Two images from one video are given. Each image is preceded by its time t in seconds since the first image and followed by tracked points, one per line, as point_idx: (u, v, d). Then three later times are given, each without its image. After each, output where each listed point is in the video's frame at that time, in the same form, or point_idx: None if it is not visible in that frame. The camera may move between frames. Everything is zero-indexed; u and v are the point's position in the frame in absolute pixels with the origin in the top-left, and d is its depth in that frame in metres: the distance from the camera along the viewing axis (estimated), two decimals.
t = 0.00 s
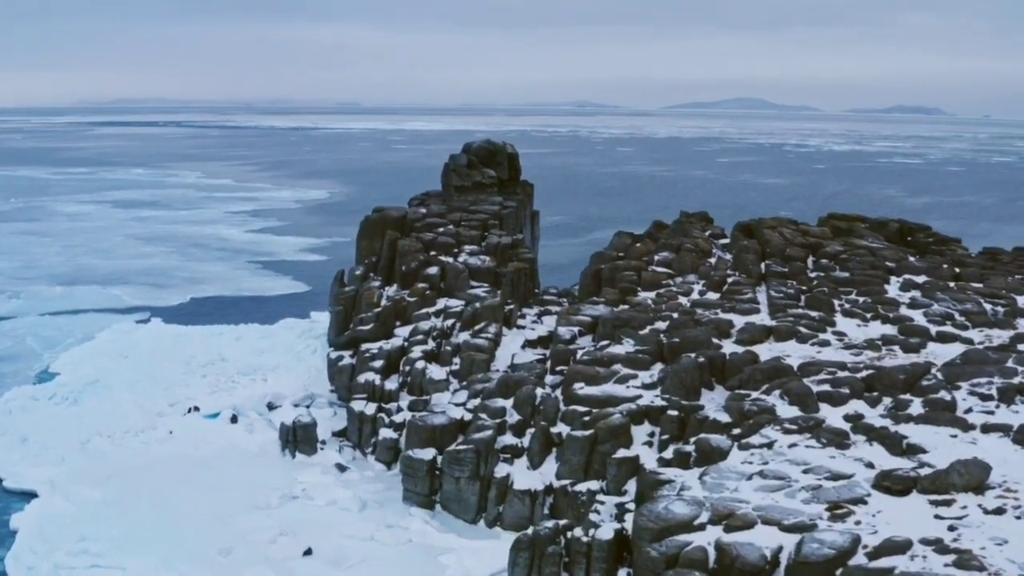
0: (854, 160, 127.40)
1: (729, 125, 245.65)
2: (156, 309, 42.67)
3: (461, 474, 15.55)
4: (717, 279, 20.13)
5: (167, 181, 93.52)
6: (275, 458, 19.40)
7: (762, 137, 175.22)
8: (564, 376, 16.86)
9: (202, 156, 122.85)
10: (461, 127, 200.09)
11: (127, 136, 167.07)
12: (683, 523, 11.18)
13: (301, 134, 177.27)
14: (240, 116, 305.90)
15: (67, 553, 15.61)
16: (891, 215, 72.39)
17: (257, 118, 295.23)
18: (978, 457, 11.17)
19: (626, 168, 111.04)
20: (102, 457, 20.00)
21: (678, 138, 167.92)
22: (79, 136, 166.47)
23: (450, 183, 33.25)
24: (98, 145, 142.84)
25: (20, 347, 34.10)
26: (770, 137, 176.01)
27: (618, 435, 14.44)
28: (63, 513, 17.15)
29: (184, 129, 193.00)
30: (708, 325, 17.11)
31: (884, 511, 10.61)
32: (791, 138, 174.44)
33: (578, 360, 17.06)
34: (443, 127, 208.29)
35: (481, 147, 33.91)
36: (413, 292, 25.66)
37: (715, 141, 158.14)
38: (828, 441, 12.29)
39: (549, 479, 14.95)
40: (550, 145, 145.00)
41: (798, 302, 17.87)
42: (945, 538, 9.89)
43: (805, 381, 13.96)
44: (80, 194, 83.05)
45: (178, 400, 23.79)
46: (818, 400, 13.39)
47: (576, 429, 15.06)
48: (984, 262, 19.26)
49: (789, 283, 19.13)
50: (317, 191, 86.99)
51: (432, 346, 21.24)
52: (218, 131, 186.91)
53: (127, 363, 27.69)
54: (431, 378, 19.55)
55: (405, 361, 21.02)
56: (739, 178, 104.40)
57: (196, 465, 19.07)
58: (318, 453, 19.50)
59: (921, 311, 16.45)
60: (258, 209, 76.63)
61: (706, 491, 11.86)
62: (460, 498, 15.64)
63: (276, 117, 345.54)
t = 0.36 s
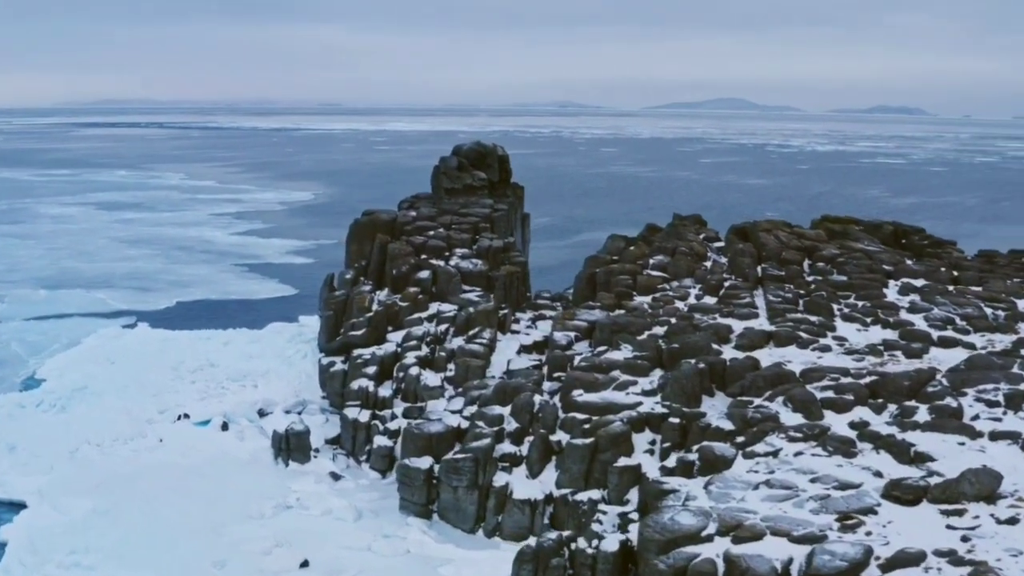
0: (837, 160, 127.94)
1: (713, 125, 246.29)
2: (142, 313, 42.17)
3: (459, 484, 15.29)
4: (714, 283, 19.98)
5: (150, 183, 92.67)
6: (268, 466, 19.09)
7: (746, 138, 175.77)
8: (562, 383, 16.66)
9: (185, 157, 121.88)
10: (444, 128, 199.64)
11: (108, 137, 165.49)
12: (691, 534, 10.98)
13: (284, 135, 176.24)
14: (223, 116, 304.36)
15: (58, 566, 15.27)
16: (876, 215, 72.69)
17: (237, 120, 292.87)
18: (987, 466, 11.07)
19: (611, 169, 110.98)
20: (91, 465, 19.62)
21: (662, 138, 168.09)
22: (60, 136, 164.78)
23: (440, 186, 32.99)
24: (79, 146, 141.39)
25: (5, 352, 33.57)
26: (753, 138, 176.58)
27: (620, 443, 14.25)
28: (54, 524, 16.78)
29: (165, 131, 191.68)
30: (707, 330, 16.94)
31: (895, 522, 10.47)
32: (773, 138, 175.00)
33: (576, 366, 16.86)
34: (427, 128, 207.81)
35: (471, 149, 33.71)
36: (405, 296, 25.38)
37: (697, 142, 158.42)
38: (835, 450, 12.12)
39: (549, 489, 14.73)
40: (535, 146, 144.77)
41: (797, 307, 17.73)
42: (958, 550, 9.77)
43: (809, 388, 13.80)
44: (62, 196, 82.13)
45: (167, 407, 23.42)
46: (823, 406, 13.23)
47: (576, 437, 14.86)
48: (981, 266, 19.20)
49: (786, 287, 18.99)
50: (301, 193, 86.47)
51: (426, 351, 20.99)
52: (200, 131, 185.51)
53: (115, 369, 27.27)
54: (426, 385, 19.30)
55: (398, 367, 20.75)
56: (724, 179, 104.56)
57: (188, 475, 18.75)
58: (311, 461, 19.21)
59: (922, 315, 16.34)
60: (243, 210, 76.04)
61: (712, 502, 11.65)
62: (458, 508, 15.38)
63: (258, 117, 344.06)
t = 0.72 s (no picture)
0: (820, 161, 128.44)
1: (696, 126, 246.94)
2: (128, 318, 41.63)
3: (458, 494, 15.02)
4: (711, 288, 19.83)
5: (132, 185, 91.82)
6: (261, 476, 18.78)
7: (727, 138, 176.47)
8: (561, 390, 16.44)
9: (167, 158, 120.91)
10: (428, 129, 199.02)
11: (87, 139, 163.89)
12: (700, 546, 10.77)
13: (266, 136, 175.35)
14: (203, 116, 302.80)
15: None
16: (860, 217, 72.96)
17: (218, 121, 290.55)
18: (998, 475, 10.93)
19: (595, 170, 110.93)
20: (81, 476, 19.21)
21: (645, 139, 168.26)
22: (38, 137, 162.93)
23: (430, 189, 32.75)
24: (59, 148, 139.99)
25: None
26: (735, 138, 177.31)
27: (621, 452, 14.04)
28: (44, 538, 16.39)
29: (146, 132, 190.08)
30: (706, 335, 16.76)
31: (907, 533, 10.32)
32: (755, 138, 175.72)
33: (574, 373, 16.66)
34: (410, 129, 207.23)
35: (461, 152, 33.51)
36: (397, 301, 25.10)
37: (681, 142, 158.64)
38: (842, 459, 11.95)
39: (549, 498, 14.52)
40: (519, 147, 144.59)
41: (796, 311, 17.59)
42: (973, 563, 9.63)
43: (813, 395, 13.63)
44: (42, 199, 81.15)
45: (156, 415, 23.03)
46: (827, 414, 13.07)
47: (576, 445, 14.65)
48: (979, 268, 19.13)
49: (785, 291, 18.84)
50: (285, 195, 85.87)
51: (419, 357, 20.74)
52: (180, 134, 184.09)
53: (103, 376, 26.82)
54: (421, 392, 19.05)
55: (392, 373, 20.48)
56: (709, 180, 104.76)
57: (180, 485, 18.39)
58: (305, 470, 18.91)
59: (923, 319, 16.21)
60: (227, 213, 75.40)
61: (719, 513, 11.46)
62: (456, 518, 15.12)
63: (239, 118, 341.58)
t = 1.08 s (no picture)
0: (801, 161, 128.93)
1: (677, 126, 247.56)
2: (111, 323, 41.05)
3: (456, 505, 14.68)
4: (708, 293, 19.62)
5: (112, 187, 90.88)
6: (253, 486, 18.42)
7: (707, 138, 177.20)
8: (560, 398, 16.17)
9: (147, 160, 119.75)
10: (409, 131, 198.17)
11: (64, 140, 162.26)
12: (711, 560, 10.54)
13: (246, 136, 174.29)
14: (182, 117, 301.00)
15: None
16: (843, 218, 73.24)
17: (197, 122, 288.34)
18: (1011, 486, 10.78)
19: (577, 171, 110.90)
20: (68, 487, 18.77)
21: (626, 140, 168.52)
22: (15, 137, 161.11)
23: (419, 192, 32.45)
24: (36, 149, 138.45)
25: None
26: (715, 138, 177.98)
27: (624, 462, 13.77)
28: (32, 552, 15.96)
29: (124, 133, 188.47)
30: (706, 342, 16.55)
31: (922, 546, 10.15)
32: (735, 139, 176.48)
33: (573, 380, 16.40)
34: (391, 129, 206.59)
35: (450, 155, 33.26)
36: (388, 306, 24.76)
37: (662, 143, 158.90)
38: (852, 469, 11.75)
39: (549, 509, 14.22)
40: (501, 147, 144.37)
41: (795, 316, 17.42)
42: None
43: (817, 403, 13.43)
44: (21, 202, 80.14)
45: (144, 423, 22.58)
46: (834, 422, 12.87)
47: (576, 455, 14.39)
48: (976, 271, 19.04)
49: (782, 296, 18.67)
50: (267, 197, 85.20)
51: (413, 364, 20.44)
52: (159, 135, 182.70)
53: (88, 384, 26.31)
54: (415, 400, 18.73)
55: (385, 381, 20.17)
56: (691, 180, 104.94)
57: (171, 496, 18.01)
58: (297, 480, 18.54)
59: (925, 324, 16.06)
60: (209, 215, 74.72)
61: (729, 525, 11.23)
62: (454, 530, 14.79)
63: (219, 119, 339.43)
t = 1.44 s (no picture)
0: (782, 162, 129.32)
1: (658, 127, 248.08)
2: (93, 328, 40.44)
3: (455, 517, 14.37)
4: (704, 298, 19.42)
5: (91, 189, 89.83)
6: (244, 497, 18.05)
7: (687, 138, 177.83)
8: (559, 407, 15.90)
9: (125, 161, 118.52)
10: (389, 131, 197.86)
11: (41, 141, 160.51)
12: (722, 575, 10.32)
13: (224, 137, 173.07)
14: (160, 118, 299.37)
15: None
16: (825, 219, 73.47)
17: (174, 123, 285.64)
18: None
19: (560, 172, 110.79)
20: (55, 499, 18.31)
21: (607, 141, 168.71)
22: None
23: (407, 195, 32.13)
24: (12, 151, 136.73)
25: None
26: (694, 138, 178.70)
27: (626, 472, 13.53)
28: (19, 567, 15.52)
29: (102, 133, 186.81)
30: (705, 349, 16.34)
31: (939, 560, 10.00)
32: (714, 139, 177.26)
33: (571, 387, 16.13)
34: (372, 130, 205.78)
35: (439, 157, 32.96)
36: (378, 311, 24.39)
37: (642, 144, 158.93)
38: (862, 480, 11.58)
39: (551, 520, 13.99)
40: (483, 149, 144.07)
41: (795, 322, 17.23)
42: None
43: (823, 411, 13.24)
44: None
45: (131, 432, 22.13)
46: (841, 431, 12.67)
47: (577, 465, 14.13)
48: (974, 275, 18.95)
49: (780, 300, 18.49)
50: (249, 199, 84.46)
51: (405, 371, 20.11)
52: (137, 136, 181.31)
53: (73, 391, 25.79)
54: (409, 408, 18.41)
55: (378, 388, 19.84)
56: (674, 181, 105.03)
57: (161, 508, 17.59)
58: (289, 490, 18.16)
59: (927, 330, 15.92)
60: (191, 217, 73.96)
61: (739, 539, 11.01)
62: (453, 542, 14.49)
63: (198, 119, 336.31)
